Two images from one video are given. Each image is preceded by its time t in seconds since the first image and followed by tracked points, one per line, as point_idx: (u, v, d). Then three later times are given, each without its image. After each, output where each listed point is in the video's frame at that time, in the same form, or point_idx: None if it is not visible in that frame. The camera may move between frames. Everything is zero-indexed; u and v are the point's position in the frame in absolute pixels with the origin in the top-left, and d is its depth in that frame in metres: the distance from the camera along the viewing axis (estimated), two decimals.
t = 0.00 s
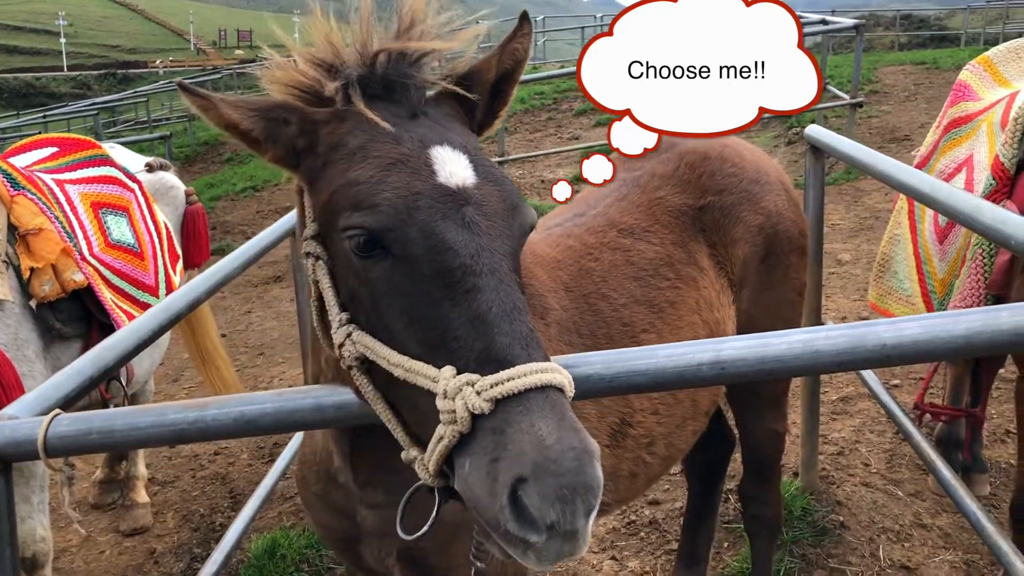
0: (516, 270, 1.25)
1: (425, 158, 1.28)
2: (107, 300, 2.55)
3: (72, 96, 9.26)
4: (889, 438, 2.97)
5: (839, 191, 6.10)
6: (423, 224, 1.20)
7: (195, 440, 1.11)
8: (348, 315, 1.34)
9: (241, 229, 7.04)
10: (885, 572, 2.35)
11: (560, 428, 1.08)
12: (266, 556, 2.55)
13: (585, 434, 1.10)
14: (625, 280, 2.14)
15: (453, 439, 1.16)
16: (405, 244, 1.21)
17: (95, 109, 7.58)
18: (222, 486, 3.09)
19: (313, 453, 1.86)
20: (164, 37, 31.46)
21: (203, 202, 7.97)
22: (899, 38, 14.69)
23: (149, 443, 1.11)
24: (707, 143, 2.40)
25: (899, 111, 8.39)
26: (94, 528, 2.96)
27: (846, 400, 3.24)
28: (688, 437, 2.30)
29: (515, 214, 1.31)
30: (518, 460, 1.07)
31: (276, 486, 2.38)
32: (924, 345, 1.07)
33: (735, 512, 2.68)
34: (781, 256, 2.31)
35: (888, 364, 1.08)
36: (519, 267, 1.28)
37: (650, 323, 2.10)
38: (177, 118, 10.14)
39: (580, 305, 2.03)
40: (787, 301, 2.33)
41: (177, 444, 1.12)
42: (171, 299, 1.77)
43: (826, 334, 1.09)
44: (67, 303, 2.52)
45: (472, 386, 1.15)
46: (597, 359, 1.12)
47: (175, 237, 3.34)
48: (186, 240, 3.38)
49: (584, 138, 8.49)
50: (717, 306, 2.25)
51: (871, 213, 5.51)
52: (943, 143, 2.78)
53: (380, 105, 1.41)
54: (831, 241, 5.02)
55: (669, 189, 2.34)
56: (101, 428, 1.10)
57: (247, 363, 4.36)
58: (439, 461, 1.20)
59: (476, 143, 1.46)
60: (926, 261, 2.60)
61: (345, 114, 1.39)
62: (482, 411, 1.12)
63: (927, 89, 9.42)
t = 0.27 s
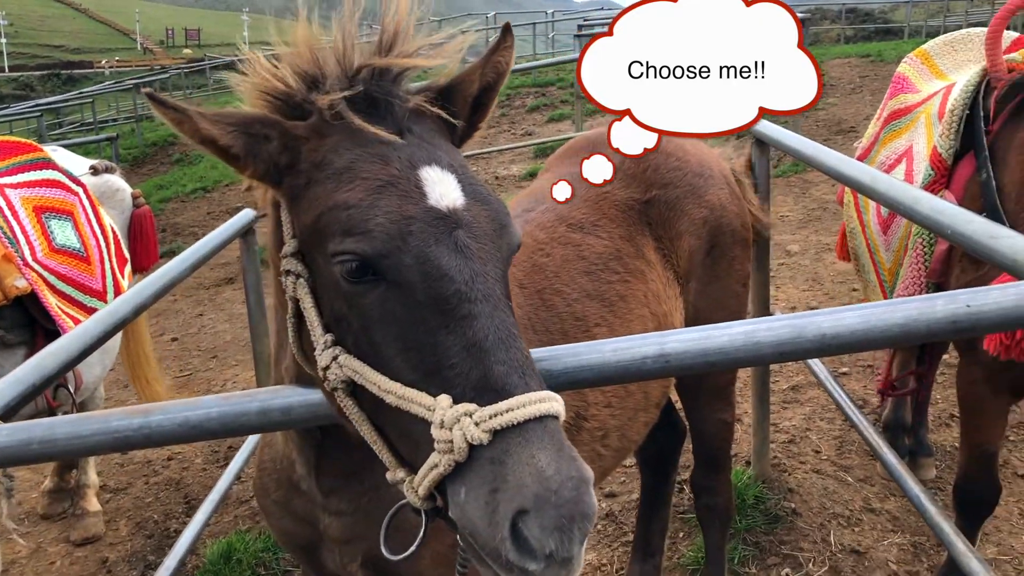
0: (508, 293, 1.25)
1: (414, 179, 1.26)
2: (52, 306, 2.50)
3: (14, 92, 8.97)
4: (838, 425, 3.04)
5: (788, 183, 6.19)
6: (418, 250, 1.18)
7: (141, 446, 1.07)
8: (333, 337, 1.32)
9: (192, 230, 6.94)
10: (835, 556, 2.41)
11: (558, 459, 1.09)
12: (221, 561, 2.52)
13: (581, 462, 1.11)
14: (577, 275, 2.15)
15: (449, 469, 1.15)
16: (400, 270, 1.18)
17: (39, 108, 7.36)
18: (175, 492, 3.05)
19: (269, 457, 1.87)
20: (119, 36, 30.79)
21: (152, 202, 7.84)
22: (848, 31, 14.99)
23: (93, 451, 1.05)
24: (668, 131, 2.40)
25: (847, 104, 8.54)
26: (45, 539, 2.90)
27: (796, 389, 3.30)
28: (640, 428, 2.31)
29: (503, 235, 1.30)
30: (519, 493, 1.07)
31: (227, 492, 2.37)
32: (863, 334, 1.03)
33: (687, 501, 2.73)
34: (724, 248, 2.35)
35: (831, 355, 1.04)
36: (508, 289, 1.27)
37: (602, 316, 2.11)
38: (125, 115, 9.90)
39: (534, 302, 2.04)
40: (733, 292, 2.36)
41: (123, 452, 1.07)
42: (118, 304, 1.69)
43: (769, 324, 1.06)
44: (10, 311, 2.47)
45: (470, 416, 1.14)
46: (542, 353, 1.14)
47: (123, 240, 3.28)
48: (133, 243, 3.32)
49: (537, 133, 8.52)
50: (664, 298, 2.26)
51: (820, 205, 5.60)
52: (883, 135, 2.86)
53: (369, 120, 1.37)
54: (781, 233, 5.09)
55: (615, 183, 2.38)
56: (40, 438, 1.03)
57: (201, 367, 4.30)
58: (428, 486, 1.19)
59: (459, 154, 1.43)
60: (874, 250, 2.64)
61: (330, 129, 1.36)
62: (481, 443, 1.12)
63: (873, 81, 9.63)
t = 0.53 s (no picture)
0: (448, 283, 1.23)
1: (353, 166, 1.24)
2: None
3: None
4: (795, 406, 3.09)
5: (743, 169, 6.27)
6: (354, 242, 1.16)
7: (87, 440, 0.99)
8: (273, 327, 1.30)
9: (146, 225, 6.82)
10: (795, 535, 2.48)
11: (493, 453, 1.09)
12: (181, 558, 2.50)
13: (516, 455, 1.12)
14: (535, 261, 2.15)
15: (384, 462, 1.14)
16: (335, 262, 1.16)
17: None
18: (133, 490, 3.00)
19: (223, 447, 1.82)
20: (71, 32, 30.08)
21: (104, 199, 7.68)
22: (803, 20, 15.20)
23: (35, 448, 0.98)
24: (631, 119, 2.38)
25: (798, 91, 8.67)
26: None
27: (754, 371, 3.34)
28: (601, 411, 2.33)
29: (446, 223, 1.29)
30: (452, 486, 1.08)
31: (183, 489, 2.35)
32: (814, 309, 1.04)
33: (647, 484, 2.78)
34: (680, 232, 2.40)
35: (782, 331, 1.05)
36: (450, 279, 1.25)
37: (561, 301, 2.12)
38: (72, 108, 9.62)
39: (493, 289, 2.03)
40: (691, 275, 2.42)
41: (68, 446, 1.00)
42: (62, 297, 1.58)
43: (721, 301, 1.06)
44: None
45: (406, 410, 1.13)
46: (496, 338, 1.10)
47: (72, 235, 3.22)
48: (83, 237, 3.24)
49: (496, 123, 8.51)
50: (622, 282, 2.27)
51: (774, 190, 5.68)
52: (834, 118, 2.92)
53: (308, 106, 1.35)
54: (736, 219, 5.15)
55: (571, 167, 2.37)
56: None
57: (156, 363, 4.23)
58: (366, 479, 1.19)
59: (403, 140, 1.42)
60: (827, 232, 2.68)
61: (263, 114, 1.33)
62: (417, 437, 1.12)
63: (825, 67, 9.78)
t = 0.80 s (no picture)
0: (387, 270, 1.23)
1: (292, 147, 1.25)
2: None
3: None
4: (776, 385, 3.12)
5: (723, 152, 6.30)
6: (282, 224, 1.17)
7: (67, 419, 0.99)
8: (219, 306, 1.31)
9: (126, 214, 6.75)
10: (776, 511, 2.52)
11: (404, 447, 1.09)
12: (164, 543, 2.49)
13: (432, 452, 1.11)
14: (516, 241, 2.15)
15: (303, 452, 1.15)
16: (264, 244, 1.18)
17: None
18: (115, 477, 2.98)
19: (201, 427, 1.82)
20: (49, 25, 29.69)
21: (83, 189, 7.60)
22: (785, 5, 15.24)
23: (20, 425, 0.99)
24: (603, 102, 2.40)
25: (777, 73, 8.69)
26: None
27: (735, 352, 3.37)
28: (583, 390, 2.33)
29: (392, 206, 1.27)
30: (359, 479, 1.08)
31: (166, 473, 2.33)
32: (797, 281, 1.05)
33: (630, 465, 2.81)
34: (661, 212, 2.43)
35: (763, 302, 1.06)
36: (393, 265, 1.24)
37: (542, 281, 2.13)
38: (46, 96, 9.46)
39: (474, 269, 2.03)
40: (673, 254, 2.45)
41: (53, 424, 1.00)
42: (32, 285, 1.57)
43: (703, 274, 1.06)
44: None
45: (321, 400, 1.15)
46: (480, 311, 1.07)
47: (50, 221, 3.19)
48: (61, 223, 3.21)
49: (477, 109, 8.48)
50: (604, 261, 2.28)
51: (755, 173, 5.70)
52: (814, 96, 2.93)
53: (259, 82, 1.38)
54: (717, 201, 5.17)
55: (553, 147, 2.37)
56: None
57: (136, 351, 4.21)
58: (295, 468, 1.20)
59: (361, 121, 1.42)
60: (805, 210, 2.70)
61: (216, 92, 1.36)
62: (329, 428, 1.12)
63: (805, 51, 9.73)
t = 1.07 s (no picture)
0: (362, 258, 1.22)
1: (271, 129, 1.26)
2: None
3: None
4: (785, 371, 3.15)
5: (733, 139, 6.28)
6: (256, 207, 1.19)
7: (87, 393, 1.00)
8: (204, 287, 1.33)
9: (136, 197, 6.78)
10: (784, 495, 2.54)
11: (361, 438, 1.09)
12: (177, 522, 2.56)
13: (391, 443, 1.11)
14: (531, 224, 2.16)
15: (269, 434, 1.17)
16: (237, 227, 1.20)
17: None
18: (128, 457, 3.02)
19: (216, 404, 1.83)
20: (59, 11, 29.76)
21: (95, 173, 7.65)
22: None
23: (41, 400, 1.00)
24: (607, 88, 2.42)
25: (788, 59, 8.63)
26: None
27: (745, 337, 3.37)
28: (596, 373, 2.33)
29: (372, 192, 1.27)
30: (315, 466, 1.09)
31: (178, 455, 2.35)
32: (810, 262, 1.06)
33: (640, 448, 2.84)
34: (677, 196, 2.43)
35: (775, 283, 1.07)
36: (369, 253, 1.24)
37: (555, 264, 2.14)
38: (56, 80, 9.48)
39: (487, 252, 2.05)
40: (687, 239, 2.46)
41: (74, 399, 1.02)
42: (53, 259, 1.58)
43: (715, 255, 1.07)
44: None
45: (285, 384, 1.16)
46: (493, 291, 1.07)
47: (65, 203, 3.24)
48: (76, 205, 3.27)
49: (486, 94, 8.47)
50: (619, 246, 2.29)
51: (766, 160, 5.69)
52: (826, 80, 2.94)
53: (246, 65, 1.37)
54: (727, 188, 5.16)
55: (568, 130, 2.38)
56: None
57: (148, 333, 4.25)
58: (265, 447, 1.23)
59: (351, 104, 1.42)
60: (817, 195, 2.70)
61: (211, 70, 1.38)
62: (291, 414, 1.13)
63: (817, 37, 9.63)
